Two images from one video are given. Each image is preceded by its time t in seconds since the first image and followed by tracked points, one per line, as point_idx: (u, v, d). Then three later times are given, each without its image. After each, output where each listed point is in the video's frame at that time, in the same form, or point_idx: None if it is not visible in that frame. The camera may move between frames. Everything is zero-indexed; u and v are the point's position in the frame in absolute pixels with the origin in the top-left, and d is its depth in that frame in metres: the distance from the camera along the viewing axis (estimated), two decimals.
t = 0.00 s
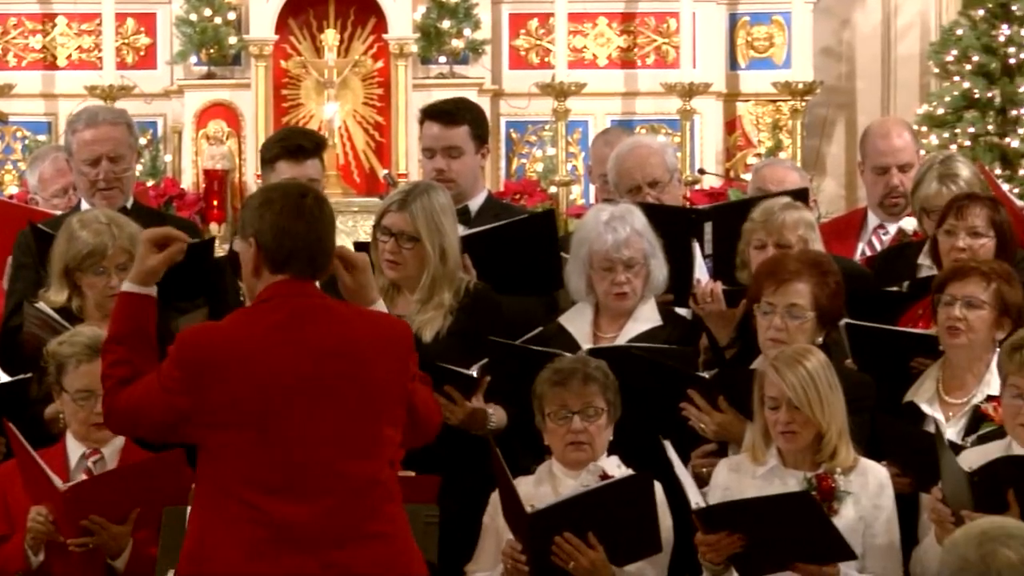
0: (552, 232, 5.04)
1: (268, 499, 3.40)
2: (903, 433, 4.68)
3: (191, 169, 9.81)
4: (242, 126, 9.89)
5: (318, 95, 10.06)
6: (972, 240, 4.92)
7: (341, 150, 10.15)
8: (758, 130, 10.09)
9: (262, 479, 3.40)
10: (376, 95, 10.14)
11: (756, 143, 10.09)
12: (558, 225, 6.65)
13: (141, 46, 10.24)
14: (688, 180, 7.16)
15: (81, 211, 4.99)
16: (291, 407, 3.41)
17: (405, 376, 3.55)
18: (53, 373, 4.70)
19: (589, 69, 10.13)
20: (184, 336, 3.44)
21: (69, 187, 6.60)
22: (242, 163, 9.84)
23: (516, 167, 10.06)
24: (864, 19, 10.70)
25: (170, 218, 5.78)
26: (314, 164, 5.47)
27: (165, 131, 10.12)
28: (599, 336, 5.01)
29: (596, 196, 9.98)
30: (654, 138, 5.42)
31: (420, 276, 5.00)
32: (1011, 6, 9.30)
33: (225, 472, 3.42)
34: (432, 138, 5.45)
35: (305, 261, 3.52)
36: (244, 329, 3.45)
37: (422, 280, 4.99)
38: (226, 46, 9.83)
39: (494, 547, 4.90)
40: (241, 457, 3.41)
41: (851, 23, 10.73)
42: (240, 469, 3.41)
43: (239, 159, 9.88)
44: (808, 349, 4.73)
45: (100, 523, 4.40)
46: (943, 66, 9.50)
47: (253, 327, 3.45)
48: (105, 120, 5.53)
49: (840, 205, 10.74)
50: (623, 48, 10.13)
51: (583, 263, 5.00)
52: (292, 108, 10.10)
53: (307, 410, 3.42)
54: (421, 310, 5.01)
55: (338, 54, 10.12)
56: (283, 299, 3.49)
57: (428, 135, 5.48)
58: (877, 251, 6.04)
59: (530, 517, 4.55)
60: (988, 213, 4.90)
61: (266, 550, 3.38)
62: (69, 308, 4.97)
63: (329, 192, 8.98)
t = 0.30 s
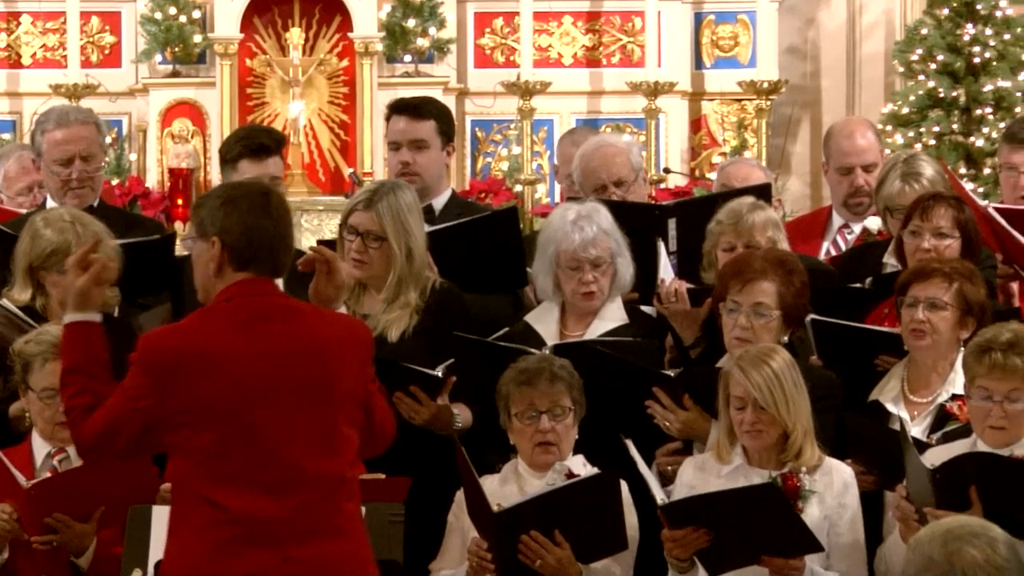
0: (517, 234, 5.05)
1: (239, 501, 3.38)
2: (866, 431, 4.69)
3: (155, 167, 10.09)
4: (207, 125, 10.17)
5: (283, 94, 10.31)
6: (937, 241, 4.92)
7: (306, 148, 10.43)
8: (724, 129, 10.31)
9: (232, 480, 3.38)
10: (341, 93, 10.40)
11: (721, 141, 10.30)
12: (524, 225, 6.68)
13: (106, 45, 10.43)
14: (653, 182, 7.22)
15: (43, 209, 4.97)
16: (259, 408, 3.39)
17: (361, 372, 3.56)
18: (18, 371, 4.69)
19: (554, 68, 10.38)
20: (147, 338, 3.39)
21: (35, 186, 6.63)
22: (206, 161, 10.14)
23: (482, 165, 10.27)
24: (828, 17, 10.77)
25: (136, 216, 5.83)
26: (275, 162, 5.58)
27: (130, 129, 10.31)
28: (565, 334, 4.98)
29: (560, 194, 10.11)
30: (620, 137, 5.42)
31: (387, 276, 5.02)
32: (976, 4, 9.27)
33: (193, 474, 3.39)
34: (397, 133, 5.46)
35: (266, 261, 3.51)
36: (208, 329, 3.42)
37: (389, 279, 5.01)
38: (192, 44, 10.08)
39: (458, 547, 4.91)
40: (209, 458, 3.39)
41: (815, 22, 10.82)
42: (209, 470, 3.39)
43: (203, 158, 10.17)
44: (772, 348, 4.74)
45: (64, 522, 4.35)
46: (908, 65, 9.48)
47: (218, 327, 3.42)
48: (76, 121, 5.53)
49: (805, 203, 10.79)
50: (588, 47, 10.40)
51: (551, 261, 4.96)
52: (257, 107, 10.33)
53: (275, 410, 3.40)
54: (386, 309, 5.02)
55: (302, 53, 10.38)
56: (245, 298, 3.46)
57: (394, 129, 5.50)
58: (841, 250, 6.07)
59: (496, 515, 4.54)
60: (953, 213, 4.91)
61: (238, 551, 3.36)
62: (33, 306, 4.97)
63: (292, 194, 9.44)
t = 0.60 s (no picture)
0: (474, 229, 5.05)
1: (149, 500, 3.41)
2: (823, 428, 4.68)
3: (110, 165, 10.14)
4: (162, 123, 10.20)
5: (239, 92, 10.28)
6: (895, 244, 4.94)
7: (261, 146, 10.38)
8: (679, 127, 10.37)
9: (142, 480, 3.42)
10: (297, 91, 10.36)
11: (677, 140, 10.36)
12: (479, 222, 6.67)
13: (61, 42, 10.47)
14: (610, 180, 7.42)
15: None
16: (169, 408, 3.43)
17: (273, 376, 3.56)
18: None
19: (510, 66, 10.35)
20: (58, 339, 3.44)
21: None
22: (162, 159, 10.18)
23: (437, 163, 10.27)
24: (784, 16, 10.85)
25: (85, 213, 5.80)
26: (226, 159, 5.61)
27: (85, 126, 10.39)
28: (521, 331, 5.00)
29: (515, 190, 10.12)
30: (575, 135, 5.51)
31: (344, 274, 5.01)
32: (930, 3, 9.26)
33: (104, 474, 3.43)
34: (355, 129, 5.64)
35: (179, 263, 3.55)
36: (120, 330, 3.46)
37: (346, 277, 5.00)
38: (147, 42, 10.11)
39: (413, 544, 4.93)
40: (120, 458, 3.42)
41: (771, 20, 10.91)
42: (120, 470, 3.42)
43: (159, 155, 10.20)
44: (729, 347, 4.74)
45: (17, 520, 4.35)
46: (863, 63, 9.48)
47: (130, 329, 3.46)
48: (31, 118, 5.60)
49: (760, 202, 10.91)
50: (545, 45, 10.38)
51: (506, 259, 4.95)
52: (213, 104, 10.31)
53: (186, 410, 3.44)
54: (344, 306, 5.01)
55: (259, 50, 10.36)
56: (158, 300, 3.49)
57: (352, 125, 5.67)
58: (795, 249, 6.08)
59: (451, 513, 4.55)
60: (909, 214, 4.93)
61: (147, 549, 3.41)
62: None
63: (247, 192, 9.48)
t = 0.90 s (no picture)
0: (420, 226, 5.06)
1: (64, 499, 3.41)
2: (767, 428, 4.68)
3: (57, 163, 10.38)
4: (109, 121, 10.43)
5: (184, 89, 10.48)
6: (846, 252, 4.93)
7: (207, 144, 10.56)
8: (625, 126, 10.57)
9: (57, 479, 3.42)
10: (243, 90, 10.54)
11: (624, 139, 10.56)
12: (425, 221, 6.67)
13: (8, 40, 10.69)
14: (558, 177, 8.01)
15: None
16: (83, 406, 3.43)
17: (188, 374, 3.57)
18: None
19: (457, 65, 10.52)
20: None
21: None
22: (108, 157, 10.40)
23: (385, 161, 10.50)
24: (730, 15, 11.02)
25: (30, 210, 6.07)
26: (164, 156, 5.86)
27: (31, 124, 10.62)
28: (467, 330, 4.98)
29: (464, 190, 10.28)
30: (520, 134, 5.59)
31: (292, 274, 5.01)
32: (877, 3, 9.35)
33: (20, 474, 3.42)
34: (299, 129, 5.72)
35: (89, 263, 3.55)
36: (33, 330, 3.45)
37: (294, 276, 5.01)
38: (93, 40, 10.37)
39: (360, 542, 4.93)
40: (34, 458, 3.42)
41: (717, 20, 11.07)
42: (36, 470, 3.41)
43: (105, 153, 10.43)
44: (677, 347, 4.73)
45: None
46: (810, 63, 9.56)
47: (44, 328, 3.46)
48: None
49: (706, 200, 11.10)
50: (490, 44, 10.53)
51: (453, 258, 4.94)
52: (158, 102, 10.49)
53: (100, 408, 3.44)
54: (291, 304, 5.01)
55: (204, 48, 10.56)
56: (71, 299, 3.50)
57: (297, 125, 5.76)
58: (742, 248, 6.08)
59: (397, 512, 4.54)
60: (858, 219, 4.93)
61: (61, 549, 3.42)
62: None
63: (193, 188, 10.06)
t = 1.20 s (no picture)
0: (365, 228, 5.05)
1: None
2: (712, 426, 4.65)
3: None
4: (51, 118, 10.36)
5: (128, 87, 10.37)
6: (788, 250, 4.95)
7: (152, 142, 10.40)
8: (569, 124, 10.65)
9: None
10: (187, 86, 10.40)
11: (568, 136, 10.63)
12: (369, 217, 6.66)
13: None
14: (499, 178, 8.07)
15: None
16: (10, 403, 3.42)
17: (128, 370, 3.62)
18: None
19: (401, 63, 10.60)
20: None
21: None
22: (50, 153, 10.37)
23: (328, 159, 10.52)
24: (674, 14, 11.13)
25: None
26: (103, 154, 5.88)
27: None
28: (410, 328, 4.99)
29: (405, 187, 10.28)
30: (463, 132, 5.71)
31: (236, 270, 5.00)
32: (820, 1, 9.34)
33: None
34: (241, 126, 5.74)
35: (10, 261, 3.53)
36: None
37: (238, 273, 5.00)
38: (36, 36, 10.27)
39: (304, 537, 4.92)
40: None
41: (661, 18, 11.18)
42: None
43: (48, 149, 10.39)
44: (622, 345, 4.74)
45: None
46: (754, 61, 9.51)
47: None
48: None
49: (650, 197, 11.18)
50: (435, 41, 10.61)
51: (397, 255, 4.95)
52: (101, 100, 10.39)
53: (27, 405, 3.43)
54: (235, 302, 4.99)
55: (147, 45, 10.41)
56: None
57: (238, 123, 5.78)
58: (686, 245, 6.09)
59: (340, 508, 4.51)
60: (801, 217, 4.95)
61: None
62: None
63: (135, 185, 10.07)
